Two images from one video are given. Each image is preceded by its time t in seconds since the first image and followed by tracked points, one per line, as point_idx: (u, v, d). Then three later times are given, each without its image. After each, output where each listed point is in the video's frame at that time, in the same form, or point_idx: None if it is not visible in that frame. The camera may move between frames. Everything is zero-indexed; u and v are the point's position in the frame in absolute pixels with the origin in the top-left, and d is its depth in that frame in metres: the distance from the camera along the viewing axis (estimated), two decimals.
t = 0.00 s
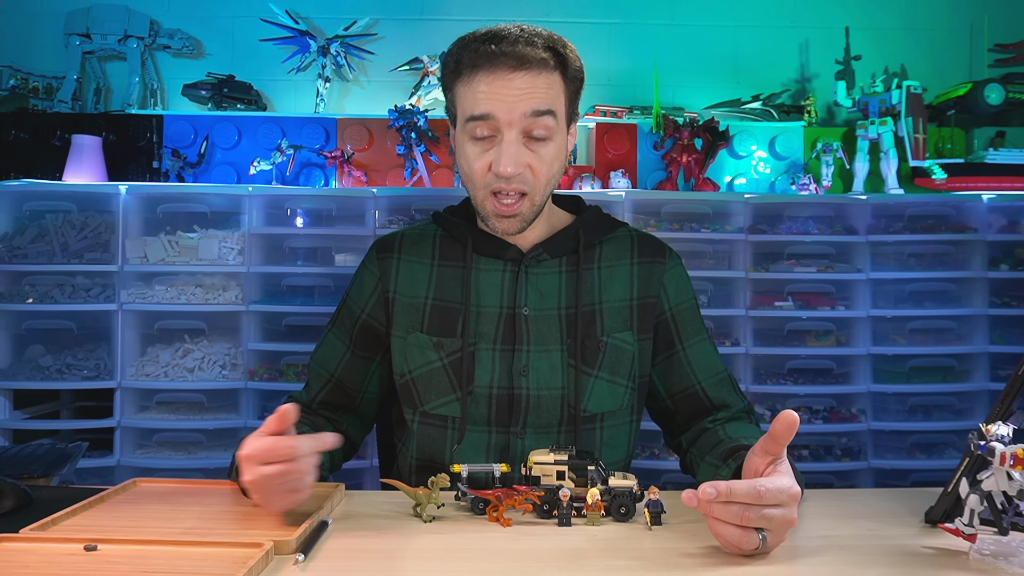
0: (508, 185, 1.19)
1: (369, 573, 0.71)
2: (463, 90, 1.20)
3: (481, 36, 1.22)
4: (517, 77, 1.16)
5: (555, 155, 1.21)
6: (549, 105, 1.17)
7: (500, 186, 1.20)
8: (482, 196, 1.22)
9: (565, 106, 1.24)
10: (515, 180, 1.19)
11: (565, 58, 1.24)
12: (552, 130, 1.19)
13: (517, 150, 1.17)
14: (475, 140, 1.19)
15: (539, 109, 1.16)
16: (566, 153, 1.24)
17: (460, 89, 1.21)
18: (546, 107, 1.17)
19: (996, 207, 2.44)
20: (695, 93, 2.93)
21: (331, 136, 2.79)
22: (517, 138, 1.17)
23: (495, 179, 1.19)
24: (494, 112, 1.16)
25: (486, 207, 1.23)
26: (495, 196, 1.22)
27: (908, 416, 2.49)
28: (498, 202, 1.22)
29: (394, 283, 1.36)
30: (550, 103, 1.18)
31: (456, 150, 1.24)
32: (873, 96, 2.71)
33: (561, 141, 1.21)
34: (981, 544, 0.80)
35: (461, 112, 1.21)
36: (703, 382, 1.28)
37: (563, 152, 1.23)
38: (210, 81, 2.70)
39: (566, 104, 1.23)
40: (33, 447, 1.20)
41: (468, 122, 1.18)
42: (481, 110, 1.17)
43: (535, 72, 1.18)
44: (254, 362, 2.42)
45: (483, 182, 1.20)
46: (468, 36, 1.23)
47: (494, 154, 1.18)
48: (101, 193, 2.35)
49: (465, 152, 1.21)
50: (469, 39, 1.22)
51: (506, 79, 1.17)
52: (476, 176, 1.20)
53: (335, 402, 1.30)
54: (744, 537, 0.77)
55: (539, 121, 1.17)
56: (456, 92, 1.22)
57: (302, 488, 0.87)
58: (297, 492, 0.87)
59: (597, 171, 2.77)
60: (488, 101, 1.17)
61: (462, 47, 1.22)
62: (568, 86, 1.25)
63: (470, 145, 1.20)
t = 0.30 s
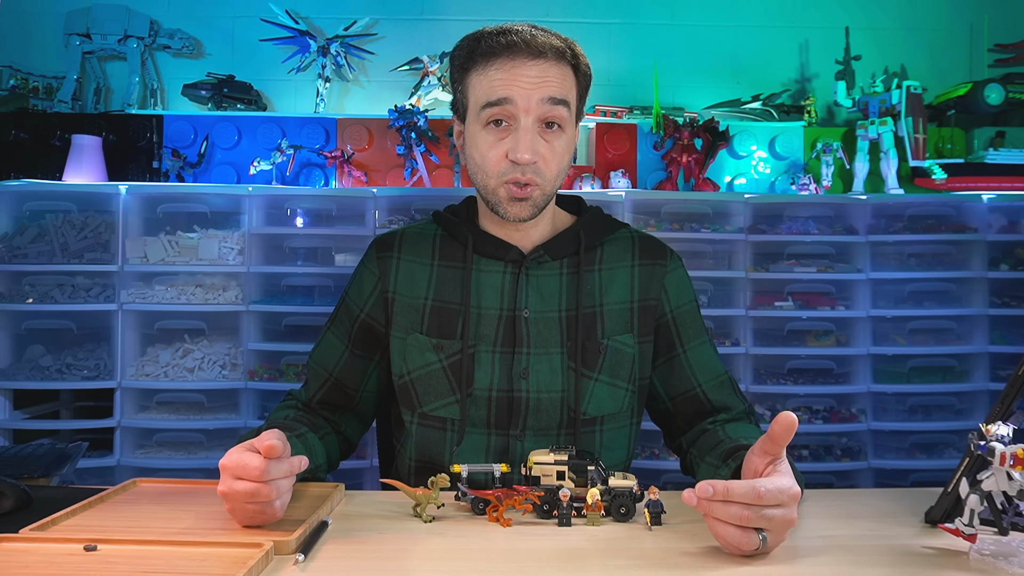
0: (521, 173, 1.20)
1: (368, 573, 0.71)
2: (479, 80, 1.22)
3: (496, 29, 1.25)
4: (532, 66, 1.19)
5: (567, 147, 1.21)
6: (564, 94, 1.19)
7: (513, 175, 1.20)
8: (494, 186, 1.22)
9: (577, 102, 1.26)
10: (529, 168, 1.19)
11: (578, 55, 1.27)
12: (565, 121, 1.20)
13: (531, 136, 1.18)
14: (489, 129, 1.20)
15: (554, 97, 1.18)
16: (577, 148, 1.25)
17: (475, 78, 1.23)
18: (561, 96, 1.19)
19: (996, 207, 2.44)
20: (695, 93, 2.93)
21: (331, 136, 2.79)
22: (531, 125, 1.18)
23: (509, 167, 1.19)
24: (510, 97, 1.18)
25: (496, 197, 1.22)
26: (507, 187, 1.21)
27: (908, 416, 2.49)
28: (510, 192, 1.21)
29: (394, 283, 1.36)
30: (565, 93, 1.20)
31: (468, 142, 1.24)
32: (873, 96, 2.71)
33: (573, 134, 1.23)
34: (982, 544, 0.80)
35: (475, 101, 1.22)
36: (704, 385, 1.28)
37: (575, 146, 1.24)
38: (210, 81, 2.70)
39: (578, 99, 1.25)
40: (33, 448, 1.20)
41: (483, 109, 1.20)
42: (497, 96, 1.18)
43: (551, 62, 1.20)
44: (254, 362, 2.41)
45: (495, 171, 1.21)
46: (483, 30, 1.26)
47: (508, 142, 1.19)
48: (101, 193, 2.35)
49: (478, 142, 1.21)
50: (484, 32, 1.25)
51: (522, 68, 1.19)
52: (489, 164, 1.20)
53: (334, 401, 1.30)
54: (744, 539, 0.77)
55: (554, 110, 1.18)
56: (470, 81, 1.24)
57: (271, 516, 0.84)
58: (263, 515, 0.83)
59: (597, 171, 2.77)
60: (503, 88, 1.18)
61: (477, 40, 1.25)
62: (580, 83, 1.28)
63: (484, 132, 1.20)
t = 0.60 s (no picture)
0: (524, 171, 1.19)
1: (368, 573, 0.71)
2: (477, 79, 1.22)
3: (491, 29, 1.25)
4: (530, 63, 1.19)
5: (568, 143, 1.21)
6: (563, 90, 1.19)
7: (516, 173, 1.20)
8: (498, 186, 1.21)
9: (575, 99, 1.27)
10: (532, 166, 1.19)
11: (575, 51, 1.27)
12: (565, 117, 1.20)
13: (533, 134, 1.18)
14: (490, 128, 1.20)
15: (554, 94, 1.18)
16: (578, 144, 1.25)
17: (473, 78, 1.23)
18: (560, 93, 1.19)
19: (996, 207, 2.44)
20: (695, 93, 2.93)
21: (331, 136, 2.79)
22: (533, 123, 1.18)
23: (512, 165, 1.19)
24: (510, 95, 1.18)
25: (500, 196, 1.22)
26: (511, 186, 1.21)
27: (908, 416, 2.49)
28: (513, 190, 1.21)
29: (395, 284, 1.37)
30: (564, 89, 1.20)
31: (469, 142, 1.24)
32: (873, 96, 2.71)
33: (573, 131, 1.23)
34: (981, 544, 0.80)
35: (474, 100, 1.22)
36: (705, 386, 1.28)
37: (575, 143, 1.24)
38: (210, 81, 2.70)
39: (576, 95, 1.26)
40: (33, 447, 1.20)
41: (483, 108, 1.20)
42: (497, 95, 1.18)
43: (548, 59, 1.20)
44: (254, 362, 2.42)
45: (499, 169, 1.20)
46: (480, 30, 1.26)
47: (510, 140, 1.19)
48: (101, 193, 2.35)
49: (480, 141, 1.21)
50: (479, 32, 1.25)
51: (520, 66, 1.19)
52: (493, 164, 1.20)
53: (336, 402, 1.30)
54: (744, 539, 0.77)
55: (554, 106, 1.19)
56: (468, 81, 1.24)
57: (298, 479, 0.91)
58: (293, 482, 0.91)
59: (597, 171, 2.77)
60: (502, 86, 1.18)
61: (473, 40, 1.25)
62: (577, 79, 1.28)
63: (485, 131, 1.20)
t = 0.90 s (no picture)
0: (528, 166, 1.19)
1: (368, 573, 0.71)
2: (466, 83, 1.22)
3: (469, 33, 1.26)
4: (514, 58, 1.19)
5: (564, 132, 1.21)
6: (551, 81, 1.19)
7: (522, 169, 1.19)
8: (505, 185, 1.21)
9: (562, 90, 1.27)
10: (535, 159, 1.18)
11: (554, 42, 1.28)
12: (556, 107, 1.20)
13: (531, 127, 1.18)
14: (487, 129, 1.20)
15: (544, 85, 1.18)
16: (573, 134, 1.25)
17: (462, 83, 1.23)
18: (550, 83, 1.19)
19: (996, 207, 2.44)
20: (695, 93, 2.92)
21: (331, 136, 2.79)
22: (527, 116, 1.18)
23: (514, 162, 1.18)
24: (502, 92, 1.18)
25: (508, 195, 1.21)
26: (517, 184, 1.20)
27: (908, 416, 2.49)
28: (521, 187, 1.20)
29: (397, 286, 1.37)
30: (552, 80, 1.20)
31: (468, 147, 1.24)
32: (873, 96, 2.71)
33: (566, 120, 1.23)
34: (982, 544, 0.80)
35: (466, 104, 1.22)
36: (707, 384, 1.27)
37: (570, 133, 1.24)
38: (210, 81, 2.70)
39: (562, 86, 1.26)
40: (33, 447, 1.20)
41: (477, 110, 1.19)
42: (487, 95, 1.18)
43: (530, 52, 1.21)
44: (254, 362, 2.41)
45: (503, 168, 1.20)
46: (459, 35, 1.27)
47: (510, 137, 1.18)
48: (101, 193, 2.35)
49: (479, 144, 1.21)
50: (457, 39, 1.26)
51: (505, 62, 1.19)
52: (496, 164, 1.19)
53: (340, 404, 1.30)
54: (739, 536, 0.77)
55: (545, 97, 1.18)
56: (457, 86, 1.25)
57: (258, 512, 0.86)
58: (255, 513, 0.85)
59: (597, 171, 2.77)
60: (492, 85, 1.18)
61: (452, 48, 1.26)
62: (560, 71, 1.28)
63: (482, 133, 1.20)
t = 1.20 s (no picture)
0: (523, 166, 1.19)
1: (368, 573, 0.71)
2: (464, 81, 1.22)
3: (470, 30, 1.26)
4: (513, 58, 1.19)
5: (562, 133, 1.21)
6: (550, 81, 1.19)
7: (516, 169, 1.19)
8: (499, 184, 1.21)
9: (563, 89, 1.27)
10: (529, 160, 1.18)
11: (555, 41, 1.27)
12: (554, 107, 1.20)
13: (526, 127, 1.18)
14: (482, 128, 1.20)
15: (541, 85, 1.18)
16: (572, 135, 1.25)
17: (460, 80, 1.23)
18: (548, 83, 1.19)
19: (996, 207, 2.44)
20: (695, 93, 2.93)
21: (331, 136, 2.79)
22: (524, 116, 1.18)
23: (509, 162, 1.19)
24: (498, 92, 1.18)
25: (501, 194, 1.22)
26: (511, 184, 1.21)
27: (908, 416, 2.49)
28: (514, 187, 1.20)
29: (396, 283, 1.37)
30: (551, 80, 1.20)
31: (464, 145, 1.24)
32: (873, 96, 2.71)
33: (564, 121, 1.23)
34: (982, 544, 0.80)
35: (463, 102, 1.23)
36: (706, 382, 1.27)
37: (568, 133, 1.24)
38: (210, 81, 2.70)
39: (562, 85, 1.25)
40: (33, 447, 1.20)
41: (473, 109, 1.20)
42: (485, 94, 1.19)
43: (530, 51, 1.20)
44: (254, 362, 2.41)
45: (497, 168, 1.20)
46: (459, 32, 1.27)
47: (505, 137, 1.18)
48: (101, 193, 2.35)
49: (475, 143, 1.21)
50: (458, 35, 1.26)
51: (504, 62, 1.19)
52: (491, 163, 1.20)
53: (340, 402, 1.30)
54: (740, 537, 0.77)
55: (543, 98, 1.19)
56: (455, 83, 1.25)
57: (257, 514, 0.86)
58: (254, 515, 0.85)
59: (597, 170, 2.77)
60: (490, 84, 1.18)
61: (453, 44, 1.26)
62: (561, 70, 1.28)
63: (478, 131, 1.20)
